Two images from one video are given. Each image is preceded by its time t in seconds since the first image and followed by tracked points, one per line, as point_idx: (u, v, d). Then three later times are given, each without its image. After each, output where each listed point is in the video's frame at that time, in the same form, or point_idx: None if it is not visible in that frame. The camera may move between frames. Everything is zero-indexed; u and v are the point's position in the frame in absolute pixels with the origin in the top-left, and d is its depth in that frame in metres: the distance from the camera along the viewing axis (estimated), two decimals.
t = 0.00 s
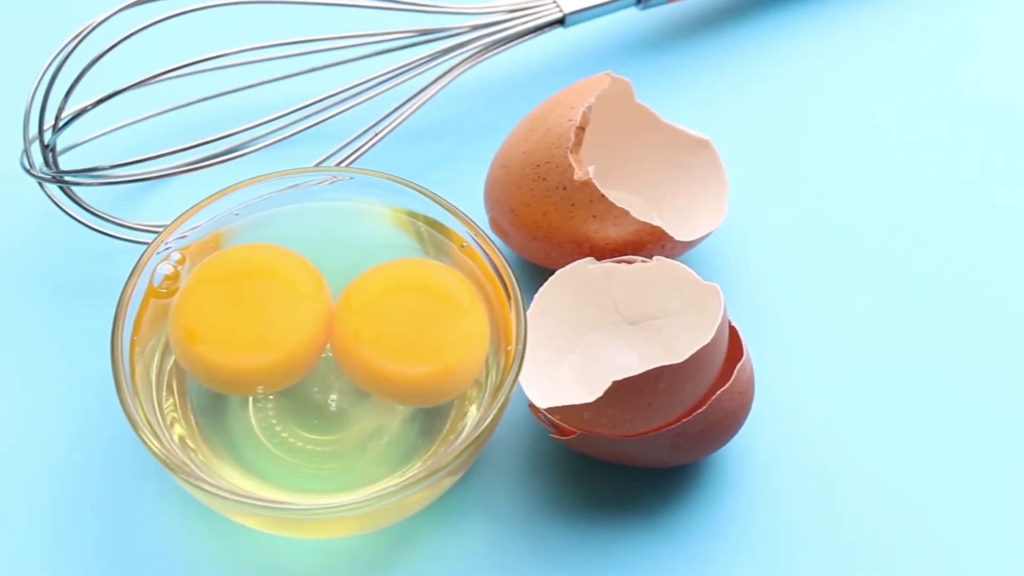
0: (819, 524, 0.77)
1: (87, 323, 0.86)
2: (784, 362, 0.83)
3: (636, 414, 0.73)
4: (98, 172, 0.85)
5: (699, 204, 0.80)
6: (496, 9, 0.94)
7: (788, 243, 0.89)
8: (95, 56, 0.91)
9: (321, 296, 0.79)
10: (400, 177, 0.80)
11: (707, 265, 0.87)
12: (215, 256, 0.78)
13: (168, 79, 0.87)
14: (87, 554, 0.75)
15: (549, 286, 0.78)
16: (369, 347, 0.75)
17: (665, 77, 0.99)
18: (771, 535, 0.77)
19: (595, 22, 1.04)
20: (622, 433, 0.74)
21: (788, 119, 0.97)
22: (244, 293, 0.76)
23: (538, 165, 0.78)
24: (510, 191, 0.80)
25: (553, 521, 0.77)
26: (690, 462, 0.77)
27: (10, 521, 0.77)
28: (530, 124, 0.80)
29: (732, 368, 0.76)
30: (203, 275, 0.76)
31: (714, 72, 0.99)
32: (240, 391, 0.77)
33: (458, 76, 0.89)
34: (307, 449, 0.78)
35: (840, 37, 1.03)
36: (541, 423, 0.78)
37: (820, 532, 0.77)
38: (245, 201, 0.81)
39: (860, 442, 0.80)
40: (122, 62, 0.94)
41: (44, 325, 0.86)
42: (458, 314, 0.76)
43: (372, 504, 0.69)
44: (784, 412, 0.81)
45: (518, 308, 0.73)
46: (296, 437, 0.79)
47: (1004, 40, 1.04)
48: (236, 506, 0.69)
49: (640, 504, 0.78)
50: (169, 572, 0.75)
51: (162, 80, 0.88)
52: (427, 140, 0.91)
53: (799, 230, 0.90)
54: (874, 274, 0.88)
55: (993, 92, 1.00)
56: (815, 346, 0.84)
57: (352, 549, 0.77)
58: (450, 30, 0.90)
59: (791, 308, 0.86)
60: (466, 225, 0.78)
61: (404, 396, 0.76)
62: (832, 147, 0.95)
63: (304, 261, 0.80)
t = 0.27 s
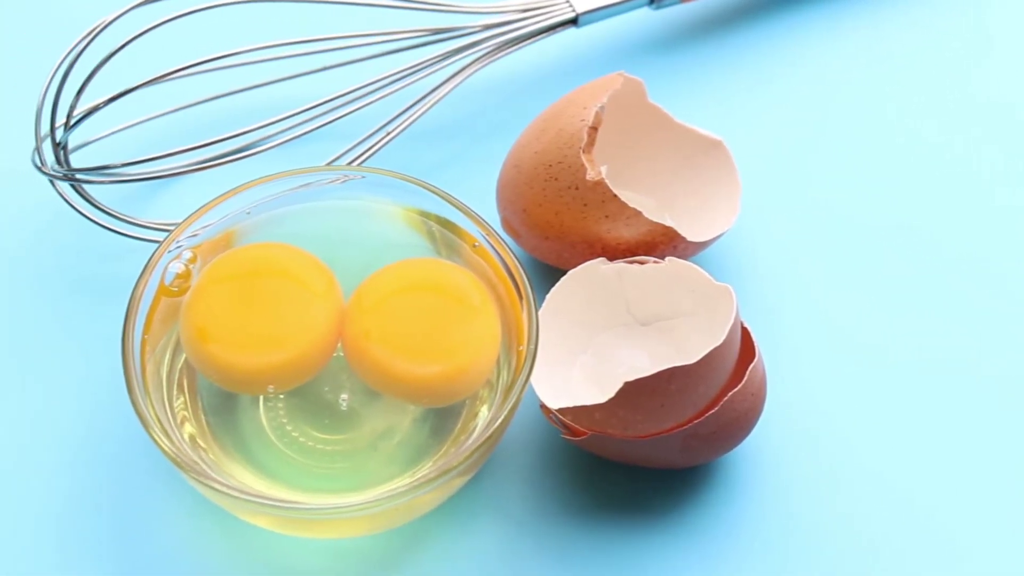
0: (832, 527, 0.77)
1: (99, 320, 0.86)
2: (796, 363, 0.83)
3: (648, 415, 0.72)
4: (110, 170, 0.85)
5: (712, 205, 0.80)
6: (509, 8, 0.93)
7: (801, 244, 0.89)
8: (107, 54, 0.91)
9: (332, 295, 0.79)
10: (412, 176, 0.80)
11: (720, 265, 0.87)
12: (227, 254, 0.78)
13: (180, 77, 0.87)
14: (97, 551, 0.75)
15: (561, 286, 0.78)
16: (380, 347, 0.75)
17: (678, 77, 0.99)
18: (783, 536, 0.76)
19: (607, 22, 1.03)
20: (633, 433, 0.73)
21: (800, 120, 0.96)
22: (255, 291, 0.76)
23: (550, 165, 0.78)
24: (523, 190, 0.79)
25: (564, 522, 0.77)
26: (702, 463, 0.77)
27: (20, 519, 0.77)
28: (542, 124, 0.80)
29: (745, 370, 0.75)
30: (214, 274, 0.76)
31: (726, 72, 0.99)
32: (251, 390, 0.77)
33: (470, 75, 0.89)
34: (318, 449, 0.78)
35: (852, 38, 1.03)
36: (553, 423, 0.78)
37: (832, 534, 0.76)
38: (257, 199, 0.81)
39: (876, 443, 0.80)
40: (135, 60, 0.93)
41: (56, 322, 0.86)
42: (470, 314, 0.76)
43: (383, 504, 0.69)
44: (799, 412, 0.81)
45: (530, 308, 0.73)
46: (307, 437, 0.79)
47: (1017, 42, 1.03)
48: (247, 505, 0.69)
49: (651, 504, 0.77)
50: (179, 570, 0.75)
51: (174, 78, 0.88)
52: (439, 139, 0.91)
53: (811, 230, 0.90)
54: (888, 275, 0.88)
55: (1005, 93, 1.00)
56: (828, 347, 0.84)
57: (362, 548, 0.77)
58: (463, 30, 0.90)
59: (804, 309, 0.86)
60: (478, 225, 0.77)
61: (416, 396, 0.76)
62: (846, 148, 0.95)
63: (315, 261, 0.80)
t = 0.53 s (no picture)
0: (846, 529, 0.76)
1: (111, 318, 0.86)
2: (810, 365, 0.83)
3: (661, 416, 0.72)
4: (123, 168, 0.85)
5: (726, 205, 0.80)
6: (523, 8, 0.93)
7: (815, 245, 0.89)
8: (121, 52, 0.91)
9: (345, 294, 0.78)
10: (425, 175, 0.80)
11: (734, 266, 0.87)
12: (240, 253, 0.78)
13: (194, 75, 0.87)
14: (107, 549, 0.75)
15: (574, 286, 0.78)
16: (393, 346, 0.75)
17: (691, 77, 0.99)
18: (796, 538, 0.76)
19: (621, 23, 1.03)
20: (646, 435, 0.73)
21: (814, 121, 0.96)
22: (268, 290, 0.76)
23: (564, 165, 0.77)
24: (536, 190, 0.79)
25: (576, 522, 0.77)
26: (715, 464, 0.76)
27: (31, 515, 0.77)
28: (556, 124, 0.80)
29: (758, 371, 0.75)
30: (227, 272, 0.76)
31: (740, 73, 0.99)
32: (263, 389, 0.77)
33: (484, 75, 0.89)
34: (330, 448, 0.78)
35: (866, 40, 1.02)
36: (565, 424, 0.77)
37: (846, 536, 0.76)
38: (270, 198, 0.81)
39: (891, 444, 0.79)
40: (149, 58, 0.94)
41: (68, 319, 0.86)
42: (483, 313, 0.76)
43: (395, 504, 0.68)
44: (813, 413, 0.80)
45: (544, 309, 0.73)
46: (319, 436, 0.79)
47: None
48: (258, 504, 0.69)
49: (664, 505, 0.77)
50: (189, 569, 0.75)
51: (188, 76, 0.88)
52: (453, 138, 0.91)
53: (825, 231, 0.89)
54: (903, 276, 0.87)
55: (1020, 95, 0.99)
56: (842, 349, 0.83)
57: (373, 549, 0.77)
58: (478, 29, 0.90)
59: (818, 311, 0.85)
60: (492, 225, 0.77)
61: (428, 396, 0.76)
62: (860, 149, 0.94)
63: (328, 260, 0.80)
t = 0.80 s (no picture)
0: (855, 530, 0.76)
1: (119, 316, 0.86)
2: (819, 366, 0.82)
3: (670, 417, 0.72)
4: (131, 167, 0.84)
5: (735, 206, 0.80)
6: (532, 8, 0.93)
7: (825, 246, 0.88)
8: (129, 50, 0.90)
9: (353, 294, 0.78)
10: (434, 175, 0.80)
11: (743, 266, 0.87)
12: (248, 252, 0.78)
13: (202, 74, 0.87)
14: (115, 547, 0.75)
15: (582, 287, 0.78)
16: (401, 346, 0.75)
17: (701, 76, 0.98)
18: (805, 539, 0.76)
19: (630, 22, 1.03)
20: (655, 436, 0.73)
21: (823, 122, 0.96)
22: (276, 290, 0.75)
23: (574, 165, 0.77)
24: (545, 190, 0.79)
25: (584, 523, 0.77)
26: (723, 465, 0.76)
27: (38, 514, 0.77)
28: (566, 124, 0.80)
29: (767, 373, 0.75)
30: (236, 272, 0.76)
31: (749, 74, 0.99)
32: (271, 389, 0.77)
33: (493, 75, 0.89)
34: (338, 448, 0.78)
35: (876, 40, 1.02)
36: (573, 425, 0.77)
37: (855, 538, 0.75)
38: (278, 197, 0.81)
39: (900, 446, 0.79)
40: (157, 57, 0.93)
41: (76, 318, 0.86)
42: (492, 314, 0.75)
43: (403, 504, 0.68)
44: (823, 414, 0.80)
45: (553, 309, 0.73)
46: (326, 436, 0.79)
47: None
48: (266, 504, 0.69)
49: (672, 507, 0.77)
50: (196, 568, 0.74)
51: (196, 75, 0.87)
52: (462, 138, 0.90)
53: (835, 232, 0.89)
54: (913, 277, 0.87)
55: None
56: (851, 349, 0.83)
57: (381, 549, 0.77)
58: (487, 29, 0.89)
59: (828, 311, 0.85)
60: (501, 225, 0.77)
61: (436, 396, 0.75)
62: (870, 149, 0.94)
63: (336, 259, 0.80)
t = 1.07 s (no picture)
0: (865, 532, 0.75)
1: (127, 315, 0.85)
2: (830, 366, 0.82)
3: (679, 418, 0.72)
4: (140, 165, 0.84)
5: (745, 207, 0.79)
6: (543, 8, 0.93)
7: (836, 246, 0.88)
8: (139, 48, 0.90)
9: (362, 294, 0.78)
10: (444, 174, 0.80)
11: (753, 267, 0.86)
12: (256, 251, 0.78)
13: (212, 72, 0.87)
14: (122, 546, 0.75)
15: (592, 287, 0.77)
16: (410, 346, 0.75)
17: (710, 77, 0.98)
18: (815, 541, 0.75)
19: (639, 22, 1.03)
20: (664, 437, 0.73)
21: (834, 122, 0.96)
22: (285, 289, 0.75)
23: (583, 165, 0.77)
24: (555, 190, 0.79)
25: (593, 524, 0.77)
26: (733, 466, 0.76)
27: (46, 512, 0.77)
28: (576, 124, 0.80)
29: (777, 374, 0.75)
30: (244, 271, 0.76)
31: (760, 74, 0.98)
32: (279, 388, 0.77)
33: (503, 74, 0.88)
34: (346, 448, 0.78)
35: (887, 41, 1.02)
36: (582, 425, 0.77)
37: (866, 539, 0.75)
38: (287, 196, 0.80)
39: (911, 448, 0.79)
40: (167, 55, 0.93)
41: (84, 316, 0.86)
42: (501, 314, 0.75)
43: (412, 504, 0.68)
44: (833, 416, 0.80)
45: (562, 309, 0.72)
46: (335, 436, 0.78)
47: None
48: (274, 504, 0.69)
49: (681, 507, 0.77)
50: (204, 567, 0.74)
51: (206, 73, 0.87)
52: (472, 137, 0.90)
53: (845, 232, 0.89)
54: (924, 278, 0.86)
55: None
56: (863, 350, 0.83)
57: (389, 549, 0.76)
58: (497, 28, 0.89)
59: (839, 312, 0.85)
60: (510, 224, 0.77)
61: (445, 396, 0.75)
62: (881, 150, 0.94)
63: (345, 259, 0.80)
